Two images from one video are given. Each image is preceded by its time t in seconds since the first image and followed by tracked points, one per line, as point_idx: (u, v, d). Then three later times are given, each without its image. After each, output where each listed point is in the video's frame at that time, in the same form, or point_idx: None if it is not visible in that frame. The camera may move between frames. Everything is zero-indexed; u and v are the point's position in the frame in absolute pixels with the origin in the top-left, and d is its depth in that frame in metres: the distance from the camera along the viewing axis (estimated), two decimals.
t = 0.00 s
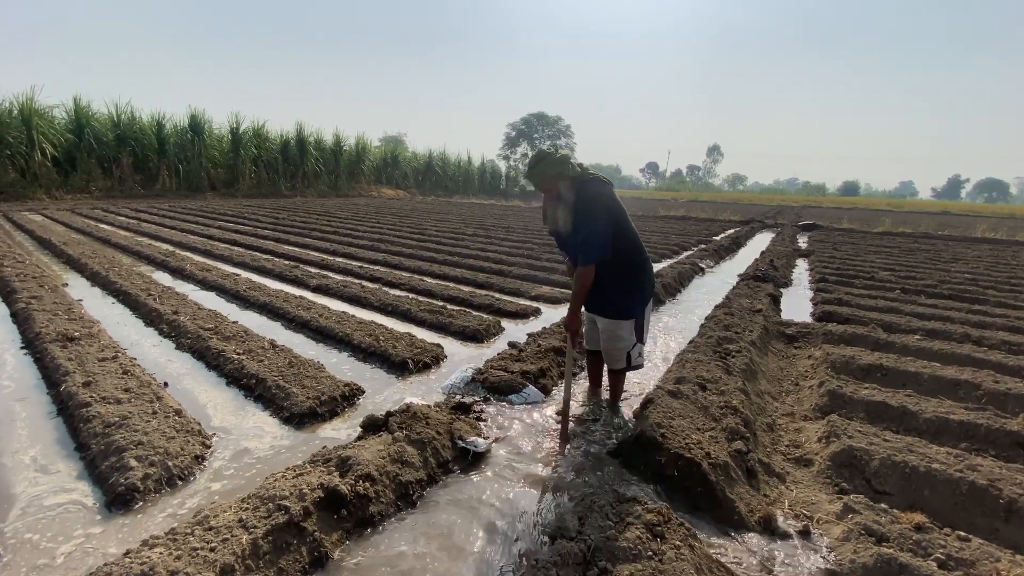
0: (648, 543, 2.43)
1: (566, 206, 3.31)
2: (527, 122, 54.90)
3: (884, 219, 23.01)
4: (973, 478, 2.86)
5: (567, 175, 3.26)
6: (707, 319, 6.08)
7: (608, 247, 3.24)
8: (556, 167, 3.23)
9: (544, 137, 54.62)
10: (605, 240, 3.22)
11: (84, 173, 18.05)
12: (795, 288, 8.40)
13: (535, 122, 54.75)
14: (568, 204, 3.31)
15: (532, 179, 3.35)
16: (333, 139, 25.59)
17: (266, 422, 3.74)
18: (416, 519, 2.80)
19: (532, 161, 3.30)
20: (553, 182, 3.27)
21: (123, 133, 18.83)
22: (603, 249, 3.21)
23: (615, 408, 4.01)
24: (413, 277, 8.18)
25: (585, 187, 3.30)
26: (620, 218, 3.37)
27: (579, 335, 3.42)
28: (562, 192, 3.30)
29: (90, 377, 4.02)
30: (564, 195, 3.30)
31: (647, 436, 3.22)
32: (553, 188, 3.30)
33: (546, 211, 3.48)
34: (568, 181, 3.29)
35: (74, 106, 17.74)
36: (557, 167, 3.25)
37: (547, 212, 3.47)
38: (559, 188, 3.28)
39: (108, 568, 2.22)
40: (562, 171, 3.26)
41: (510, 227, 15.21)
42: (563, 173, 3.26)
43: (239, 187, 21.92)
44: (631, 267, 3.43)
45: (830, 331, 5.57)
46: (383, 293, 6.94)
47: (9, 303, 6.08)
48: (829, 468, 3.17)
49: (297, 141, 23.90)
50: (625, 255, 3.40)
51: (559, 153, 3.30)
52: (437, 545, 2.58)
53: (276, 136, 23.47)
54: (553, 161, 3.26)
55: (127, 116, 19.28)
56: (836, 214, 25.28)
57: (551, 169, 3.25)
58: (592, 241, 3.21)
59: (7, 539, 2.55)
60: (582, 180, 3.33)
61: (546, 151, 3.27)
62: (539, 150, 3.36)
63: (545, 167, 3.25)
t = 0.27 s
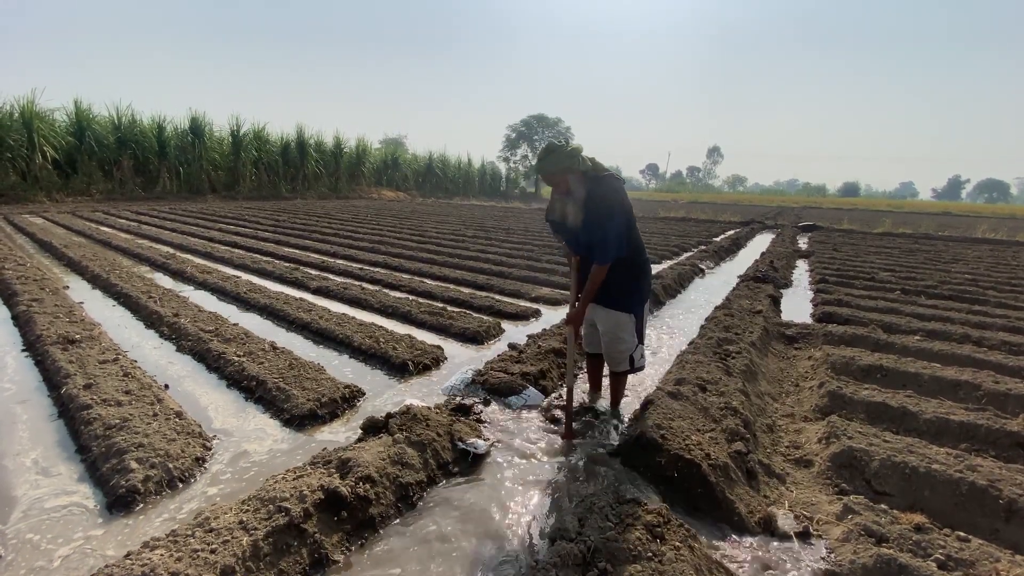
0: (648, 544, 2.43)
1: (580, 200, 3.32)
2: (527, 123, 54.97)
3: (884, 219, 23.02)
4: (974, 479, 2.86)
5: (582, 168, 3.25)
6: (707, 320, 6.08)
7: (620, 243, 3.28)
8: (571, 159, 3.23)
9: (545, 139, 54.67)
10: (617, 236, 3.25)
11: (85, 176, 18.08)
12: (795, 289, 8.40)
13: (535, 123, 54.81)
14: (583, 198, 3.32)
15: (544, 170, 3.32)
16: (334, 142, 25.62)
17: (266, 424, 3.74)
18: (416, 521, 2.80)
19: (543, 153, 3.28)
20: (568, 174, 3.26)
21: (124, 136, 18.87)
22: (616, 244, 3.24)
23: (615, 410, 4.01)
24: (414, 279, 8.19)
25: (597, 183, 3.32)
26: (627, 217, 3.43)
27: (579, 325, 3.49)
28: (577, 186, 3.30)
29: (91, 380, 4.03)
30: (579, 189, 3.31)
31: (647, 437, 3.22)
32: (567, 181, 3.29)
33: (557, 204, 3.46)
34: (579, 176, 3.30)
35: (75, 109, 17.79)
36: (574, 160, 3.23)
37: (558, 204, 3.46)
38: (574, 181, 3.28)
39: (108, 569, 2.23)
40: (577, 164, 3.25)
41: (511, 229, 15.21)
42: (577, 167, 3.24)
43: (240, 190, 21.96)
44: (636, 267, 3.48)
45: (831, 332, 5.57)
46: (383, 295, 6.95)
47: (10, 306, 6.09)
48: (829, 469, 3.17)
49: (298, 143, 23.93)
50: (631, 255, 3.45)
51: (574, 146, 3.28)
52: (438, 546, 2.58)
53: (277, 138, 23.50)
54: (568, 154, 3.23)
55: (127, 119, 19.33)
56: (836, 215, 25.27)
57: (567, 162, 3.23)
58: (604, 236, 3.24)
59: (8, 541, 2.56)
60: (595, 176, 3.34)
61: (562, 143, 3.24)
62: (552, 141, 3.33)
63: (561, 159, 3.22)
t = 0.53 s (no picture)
0: (650, 545, 2.43)
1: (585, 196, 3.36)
2: (528, 125, 55.02)
3: (885, 220, 23.02)
4: (975, 479, 2.86)
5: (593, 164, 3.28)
6: (708, 321, 6.08)
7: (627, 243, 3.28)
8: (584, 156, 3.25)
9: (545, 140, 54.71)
10: (626, 236, 3.25)
11: (86, 179, 18.12)
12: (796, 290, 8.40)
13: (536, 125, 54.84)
14: (589, 193, 3.35)
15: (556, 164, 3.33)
16: (335, 144, 25.67)
17: (268, 427, 3.75)
18: (418, 523, 2.80)
19: (555, 146, 3.30)
20: (579, 170, 3.28)
21: (125, 138, 18.90)
22: (625, 243, 3.24)
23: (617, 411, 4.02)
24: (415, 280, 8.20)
25: (608, 182, 3.34)
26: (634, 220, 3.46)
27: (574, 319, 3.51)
28: (585, 182, 3.33)
29: (93, 382, 4.03)
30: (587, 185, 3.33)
31: (648, 438, 3.22)
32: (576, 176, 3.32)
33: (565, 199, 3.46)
34: (590, 173, 3.32)
35: (77, 112, 17.82)
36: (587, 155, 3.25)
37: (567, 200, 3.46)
38: (582, 177, 3.31)
39: (112, 571, 2.23)
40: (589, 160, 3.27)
41: (512, 231, 15.22)
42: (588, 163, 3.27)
43: (241, 192, 21.99)
44: (638, 271, 3.51)
45: (832, 333, 5.57)
46: (384, 296, 6.96)
47: (12, 308, 6.10)
48: (831, 470, 3.17)
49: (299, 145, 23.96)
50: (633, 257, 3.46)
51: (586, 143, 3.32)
52: (439, 548, 2.58)
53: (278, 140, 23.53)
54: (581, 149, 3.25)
55: (129, 121, 19.37)
56: (837, 216, 25.27)
57: (579, 156, 3.25)
58: (612, 234, 3.24)
59: (10, 543, 2.56)
60: (604, 175, 3.36)
61: (576, 138, 3.27)
62: (566, 135, 3.34)
63: (573, 153, 3.25)
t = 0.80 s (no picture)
0: (653, 546, 2.43)
1: (581, 192, 3.36)
2: (529, 126, 55.04)
3: (887, 220, 22.99)
4: (979, 481, 2.85)
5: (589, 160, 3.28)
6: (711, 322, 6.08)
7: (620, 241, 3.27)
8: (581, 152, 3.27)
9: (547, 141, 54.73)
10: (619, 234, 3.24)
11: (89, 180, 18.16)
12: (798, 291, 8.40)
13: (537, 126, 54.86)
14: (586, 189, 3.35)
15: (553, 159, 3.35)
16: (337, 145, 25.72)
17: (271, 427, 3.76)
18: (421, 524, 2.80)
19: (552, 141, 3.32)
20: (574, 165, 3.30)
21: (128, 140, 18.96)
22: (617, 241, 3.23)
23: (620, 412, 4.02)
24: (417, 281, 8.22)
25: (606, 179, 3.33)
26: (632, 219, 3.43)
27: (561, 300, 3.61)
28: (582, 177, 3.33)
29: (97, 383, 4.05)
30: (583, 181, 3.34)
31: (651, 439, 3.23)
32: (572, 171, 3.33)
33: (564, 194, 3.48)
34: (586, 170, 3.32)
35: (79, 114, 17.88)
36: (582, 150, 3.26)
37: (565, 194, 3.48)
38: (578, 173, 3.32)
39: (116, 571, 2.24)
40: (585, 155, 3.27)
41: (513, 231, 15.22)
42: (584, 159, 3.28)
43: (243, 193, 22.03)
44: (635, 271, 3.48)
45: (835, 334, 5.56)
46: (387, 297, 6.96)
47: (16, 309, 6.13)
48: (835, 471, 3.16)
49: (301, 146, 24.00)
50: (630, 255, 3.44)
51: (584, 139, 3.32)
52: (442, 549, 2.59)
53: (280, 141, 23.57)
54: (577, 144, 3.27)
55: (131, 123, 19.43)
56: (839, 216, 25.24)
57: (574, 152, 3.27)
58: (604, 232, 3.24)
59: (15, 543, 2.57)
60: (601, 171, 3.35)
61: (573, 133, 3.28)
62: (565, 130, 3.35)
63: (568, 148, 3.26)
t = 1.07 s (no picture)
0: (656, 547, 2.43)
1: (570, 192, 3.35)
2: (532, 126, 55.04)
3: (891, 221, 22.95)
4: (985, 482, 2.84)
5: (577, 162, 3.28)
6: (714, 323, 6.06)
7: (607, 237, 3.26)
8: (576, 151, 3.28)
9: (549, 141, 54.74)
10: (602, 232, 3.22)
11: (93, 180, 18.22)
12: (802, 292, 8.37)
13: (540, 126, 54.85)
14: (574, 189, 3.34)
15: (544, 160, 3.37)
16: (339, 146, 25.76)
17: (274, 427, 3.76)
18: (423, 524, 2.80)
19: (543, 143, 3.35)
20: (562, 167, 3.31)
21: (132, 140, 19.02)
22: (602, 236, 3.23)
23: (622, 412, 4.01)
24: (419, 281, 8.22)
25: (600, 177, 3.33)
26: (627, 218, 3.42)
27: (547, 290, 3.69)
28: (570, 178, 3.33)
29: (101, 382, 4.06)
30: (571, 182, 3.33)
31: (654, 440, 3.22)
32: (560, 172, 3.33)
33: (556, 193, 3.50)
34: (576, 169, 3.33)
35: (84, 114, 17.94)
36: (570, 151, 3.27)
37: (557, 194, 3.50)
38: (566, 174, 3.32)
39: (120, 570, 2.24)
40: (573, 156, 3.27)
41: (516, 232, 15.23)
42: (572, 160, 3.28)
43: (246, 193, 22.08)
44: (623, 270, 3.46)
45: (838, 335, 5.55)
46: (389, 297, 6.96)
47: (21, 308, 6.15)
48: (839, 472, 3.15)
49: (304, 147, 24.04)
50: (618, 255, 3.43)
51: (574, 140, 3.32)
52: (445, 549, 2.59)
53: (283, 141, 23.63)
54: (565, 146, 3.28)
55: (135, 123, 19.49)
56: (842, 217, 25.18)
57: (562, 154, 3.29)
58: (587, 230, 3.24)
59: (19, 542, 2.58)
60: (590, 172, 3.34)
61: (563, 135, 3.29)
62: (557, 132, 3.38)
63: (556, 150, 3.28)
